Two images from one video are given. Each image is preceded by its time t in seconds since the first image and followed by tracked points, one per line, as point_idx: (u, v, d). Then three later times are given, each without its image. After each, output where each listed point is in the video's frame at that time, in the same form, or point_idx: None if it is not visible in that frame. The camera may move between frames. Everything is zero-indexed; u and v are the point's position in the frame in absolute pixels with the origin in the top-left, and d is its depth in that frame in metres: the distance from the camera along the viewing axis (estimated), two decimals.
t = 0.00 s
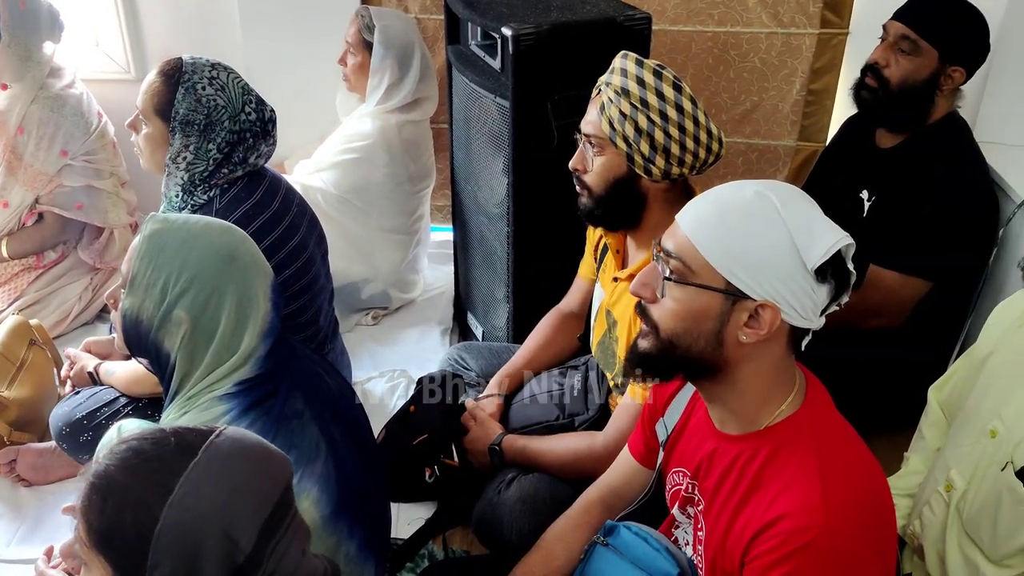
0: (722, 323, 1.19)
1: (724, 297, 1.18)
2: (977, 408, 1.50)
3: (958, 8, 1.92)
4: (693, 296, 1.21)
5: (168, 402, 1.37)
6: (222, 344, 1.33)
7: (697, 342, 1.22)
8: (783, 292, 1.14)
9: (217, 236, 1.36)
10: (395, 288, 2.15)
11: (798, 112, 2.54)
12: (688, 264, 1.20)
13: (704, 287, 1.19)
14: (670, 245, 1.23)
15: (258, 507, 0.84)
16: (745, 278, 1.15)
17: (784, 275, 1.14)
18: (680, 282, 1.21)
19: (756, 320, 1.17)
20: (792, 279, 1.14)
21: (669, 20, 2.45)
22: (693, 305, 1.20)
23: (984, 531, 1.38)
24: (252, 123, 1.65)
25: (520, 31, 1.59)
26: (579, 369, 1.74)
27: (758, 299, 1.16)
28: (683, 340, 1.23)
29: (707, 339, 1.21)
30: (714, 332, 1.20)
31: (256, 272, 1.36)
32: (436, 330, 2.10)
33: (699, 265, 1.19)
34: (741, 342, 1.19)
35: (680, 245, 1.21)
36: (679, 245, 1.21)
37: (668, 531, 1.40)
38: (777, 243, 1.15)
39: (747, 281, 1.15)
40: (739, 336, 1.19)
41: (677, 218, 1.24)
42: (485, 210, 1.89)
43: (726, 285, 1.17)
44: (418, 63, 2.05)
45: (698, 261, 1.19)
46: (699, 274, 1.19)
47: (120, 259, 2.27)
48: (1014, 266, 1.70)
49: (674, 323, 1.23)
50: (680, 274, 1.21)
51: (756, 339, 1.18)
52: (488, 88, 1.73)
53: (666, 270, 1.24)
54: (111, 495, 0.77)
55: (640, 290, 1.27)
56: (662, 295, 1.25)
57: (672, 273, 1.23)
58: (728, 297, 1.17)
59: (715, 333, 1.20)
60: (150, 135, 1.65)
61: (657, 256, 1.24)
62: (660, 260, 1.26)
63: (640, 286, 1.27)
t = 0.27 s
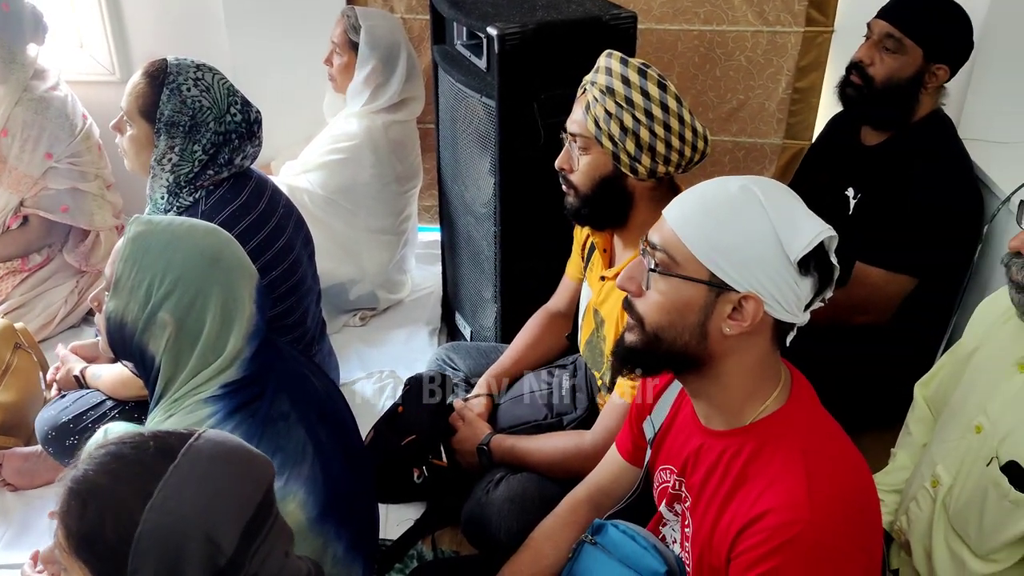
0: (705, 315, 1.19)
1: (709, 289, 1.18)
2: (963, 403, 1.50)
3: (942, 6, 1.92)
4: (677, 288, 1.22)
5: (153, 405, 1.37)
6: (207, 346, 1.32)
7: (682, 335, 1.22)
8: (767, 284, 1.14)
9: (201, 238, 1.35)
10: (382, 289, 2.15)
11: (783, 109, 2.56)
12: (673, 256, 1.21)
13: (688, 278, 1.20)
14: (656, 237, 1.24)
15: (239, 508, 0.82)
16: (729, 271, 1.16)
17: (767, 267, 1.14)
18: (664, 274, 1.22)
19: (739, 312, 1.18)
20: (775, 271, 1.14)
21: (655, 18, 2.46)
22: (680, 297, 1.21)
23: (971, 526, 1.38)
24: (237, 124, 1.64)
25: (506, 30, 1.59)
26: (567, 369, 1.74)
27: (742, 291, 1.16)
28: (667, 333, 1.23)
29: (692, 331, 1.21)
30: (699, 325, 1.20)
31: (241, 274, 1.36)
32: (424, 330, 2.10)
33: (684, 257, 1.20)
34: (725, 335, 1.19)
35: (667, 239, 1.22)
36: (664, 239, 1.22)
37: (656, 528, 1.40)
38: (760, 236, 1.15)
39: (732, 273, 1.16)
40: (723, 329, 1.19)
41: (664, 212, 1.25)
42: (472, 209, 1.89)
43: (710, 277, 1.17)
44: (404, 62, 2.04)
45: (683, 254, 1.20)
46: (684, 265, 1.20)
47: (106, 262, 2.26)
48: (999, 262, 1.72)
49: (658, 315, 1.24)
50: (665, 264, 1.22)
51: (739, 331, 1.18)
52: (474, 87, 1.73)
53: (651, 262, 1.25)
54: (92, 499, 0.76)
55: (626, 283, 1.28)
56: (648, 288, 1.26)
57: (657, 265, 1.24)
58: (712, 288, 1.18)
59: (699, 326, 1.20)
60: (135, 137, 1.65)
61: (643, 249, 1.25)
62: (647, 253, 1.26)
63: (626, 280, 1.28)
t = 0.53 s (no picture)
0: (688, 309, 1.19)
1: (691, 282, 1.18)
2: (944, 398, 1.51)
3: (918, 3, 1.94)
4: (661, 282, 1.21)
5: (133, 409, 1.36)
6: (187, 351, 1.31)
7: (664, 329, 1.22)
8: (749, 277, 1.14)
9: (180, 242, 1.34)
10: (366, 291, 2.15)
11: (764, 108, 2.58)
12: (657, 250, 1.21)
13: (671, 271, 1.19)
14: (640, 232, 1.24)
15: (220, 509, 0.80)
16: (711, 263, 1.16)
17: (750, 260, 1.14)
18: (647, 268, 1.22)
19: (722, 306, 1.18)
20: (758, 264, 1.14)
21: (636, 17, 2.48)
22: (663, 290, 1.20)
23: (953, 520, 1.39)
24: (218, 126, 1.64)
25: (486, 30, 1.59)
26: (551, 368, 1.74)
27: (724, 283, 1.16)
28: (650, 327, 1.23)
29: (674, 325, 1.21)
30: (681, 319, 1.20)
31: (220, 278, 1.35)
32: (408, 331, 2.10)
33: (667, 250, 1.20)
34: (707, 329, 1.19)
35: (650, 233, 1.22)
36: (648, 233, 1.22)
37: (640, 526, 1.38)
38: (743, 229, 1.15)
39: (714, 265, 1.16)
40: (705, 323, 1.19)
41: (648, 208, 1.25)
42: (455, 209, 1.89)
43: (694, 270, 1.17)
44: (386, 63, 2.06)
45: (666, 247, 1.20)
46: (667, 259, 1.20)
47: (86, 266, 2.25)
48: (978, 258, 1.74)
49: (641, 309, 1.24)
50: (648, 258, 1.22)
51: (721, 325, 1.18)
52: (455, 87, 1.72)
53: (635, 255, 1.24)
54: (66, 505, 0.73)
55: (610, 277, 1.27)
56: (632, 282, 1.25)
57: (640, 258, 1.23)
58: (695, 282, 1.18)
59: (682, 319, 1.20)
60: (114, 140, 1.63)
61: (627, 243, 1.25)
62: (630, 248, 1.26)
63: (609, 274, 1.27)
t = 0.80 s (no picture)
0: (667, 308, 1.19)
1: (670, 282, 1.18)
2: (923, 393, 1.52)
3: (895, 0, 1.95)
4: (639, 282, 1.21)
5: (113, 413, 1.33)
6: (165, 354, 1.28)
7: (643, 329, 1.22)
8: (727, 276, 1.14)
9: (157, 245, 1.30)
10: (350, 291, 2.18)
11: (745, 105, 2.63)
12: (635, 250, 1.20)
13: (650, 272, 1.19)
14: (618, 233, 1.23)
15: (202, 510, 0.77)
16: (689, 263, 1.16)
17: (728, 259, 1.14)
18: (626, 269, 1.21)
19: (700, 306, 1.17)
20: (736, 263, 1.14)
21: (617, 16, 2.53)
22: (641, 291, 1.20)
23: (934, 514, 1.40)
24: (197, 126, 1.63)
25: (466, 30, 1.58)
26: (534, 366, 1.74)
27: (702, 283, 1.15)
28: (630, 327, 1.23)
29: (654, 324, 1.20)
30: (660, 318, 1.20)
31: (199, 280, 1.31)
32: (391, 331, 2.12)
33: (645, 251, 1.19)
34: (686, 328, 1.19)
35: (629, 234, 1.21)
36: (627, 233, 1.21)
37: (622, 525, 1.38)
38: (720, 229, 1.15)
39: (691, 265, 1.16)
40: (684, 323, 1.19)
41: (625, 208, 1.24)
42: (437, 209, 1.89)
43: (672, 270, 1.17)
44: (366, 62, 2.09)
45: (644, 247, 1.19)
46: (645, 259, 1.19)
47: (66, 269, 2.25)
48: (957, 253, 1.76)
49: (620, 309, 1.23)
50: (627, 259, 1.21)
51: (700, 325, 1.18)
52: (436, 86, 1.72)
53: (614, 257, 1.24)
54: (42, 511, 0.70)
55: (589, 278, 1.28)
56: (610, 282, 1.25)
57: (619, 258, 1.23)
58: (673, 282, 1.17)
59: (661, 318, 1.20)
60: (93, 142, 1.62)
61: (605, 244, 1.25)
62: (608, 248, 1.26)
63: (589, 275, 1.28)
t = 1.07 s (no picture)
0: (648, 308, 1.18)
1: (650, 283, 1.17)
2: (907, 387, 1.52)
3: None
4: (619, 283, 1.20)
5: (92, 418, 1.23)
6: (145, 355, 1.18)
7: (624, 329, 1.21)
8: (706, 276, 1.14)
9: (133, 242, 1.21)
10: (333, 291, 2.20)
11: (729, 102, 2.65)
12: (614, 251, 1.19)
13: (629, 273, 1.18)
14: (596, 234, 1.22)
15: (181, 511, 0.73)
16: (667, 263, 1.15)
17: (707, 259, 1.14)
18: (606, 270, 1.20)
19: (681, 306, 1.17)
20: (715, 262, 1.13)
21: (600, 12, 2.53)
22: (620, 292, 1.19)
23: (918, 510, 1.40)
24: (177, 125, 1.62)
25: (448, 27, 1.57)
26: (519, 364, 1.73)
27: (682, 283, 1.15)
28: (611, 328, 1.22)
29: (635, 324, 1.20)
30: (641, 318, 1.19)
31: (178, 277, 1.22)
32: (375, 330, 2.14)
33: (623, 251, 1.18)
34: (667, 328, 1.19)
35: (606, 235, 1.20)
36: (605, 234, 1.20)
37: (609, 523, 1.38)
38: (698, 229, 1.14)
39: (670, 265, 1.15)
40: (665, 323, 1.18)
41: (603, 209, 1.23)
42: (420, 207, 1.88)
43: (651, 271, 1.16)
44: (349, 60, 2.11)
45: (623, 248, 1.18)
46: (625, 261, 1.18)
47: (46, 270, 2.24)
48: (938, 249, 1.78)
49: (600, 310, 1.22)
50: (608, 261, 1.20)
51: (681, 325, 1.18)
52: (418, 84, 1.71)
53: (593, 258, 1.23)
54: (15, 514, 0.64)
55: (569, 279, 1.26)
56: (590, 284, 1.24)
57: (599, 261, 1.22)
58: (654, 282, 1.17)
59: (642, 318, 1.19)
60: (71, 141, 1.60)
61: (584, 246, 1.23)
62: (587, 249, 1.25)
63: (569, 276, 1.26)
